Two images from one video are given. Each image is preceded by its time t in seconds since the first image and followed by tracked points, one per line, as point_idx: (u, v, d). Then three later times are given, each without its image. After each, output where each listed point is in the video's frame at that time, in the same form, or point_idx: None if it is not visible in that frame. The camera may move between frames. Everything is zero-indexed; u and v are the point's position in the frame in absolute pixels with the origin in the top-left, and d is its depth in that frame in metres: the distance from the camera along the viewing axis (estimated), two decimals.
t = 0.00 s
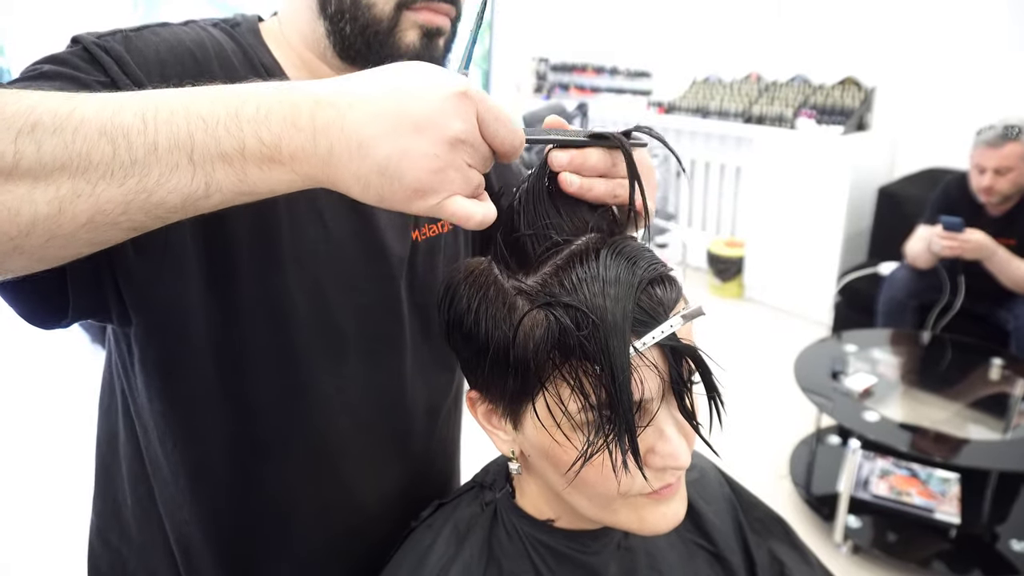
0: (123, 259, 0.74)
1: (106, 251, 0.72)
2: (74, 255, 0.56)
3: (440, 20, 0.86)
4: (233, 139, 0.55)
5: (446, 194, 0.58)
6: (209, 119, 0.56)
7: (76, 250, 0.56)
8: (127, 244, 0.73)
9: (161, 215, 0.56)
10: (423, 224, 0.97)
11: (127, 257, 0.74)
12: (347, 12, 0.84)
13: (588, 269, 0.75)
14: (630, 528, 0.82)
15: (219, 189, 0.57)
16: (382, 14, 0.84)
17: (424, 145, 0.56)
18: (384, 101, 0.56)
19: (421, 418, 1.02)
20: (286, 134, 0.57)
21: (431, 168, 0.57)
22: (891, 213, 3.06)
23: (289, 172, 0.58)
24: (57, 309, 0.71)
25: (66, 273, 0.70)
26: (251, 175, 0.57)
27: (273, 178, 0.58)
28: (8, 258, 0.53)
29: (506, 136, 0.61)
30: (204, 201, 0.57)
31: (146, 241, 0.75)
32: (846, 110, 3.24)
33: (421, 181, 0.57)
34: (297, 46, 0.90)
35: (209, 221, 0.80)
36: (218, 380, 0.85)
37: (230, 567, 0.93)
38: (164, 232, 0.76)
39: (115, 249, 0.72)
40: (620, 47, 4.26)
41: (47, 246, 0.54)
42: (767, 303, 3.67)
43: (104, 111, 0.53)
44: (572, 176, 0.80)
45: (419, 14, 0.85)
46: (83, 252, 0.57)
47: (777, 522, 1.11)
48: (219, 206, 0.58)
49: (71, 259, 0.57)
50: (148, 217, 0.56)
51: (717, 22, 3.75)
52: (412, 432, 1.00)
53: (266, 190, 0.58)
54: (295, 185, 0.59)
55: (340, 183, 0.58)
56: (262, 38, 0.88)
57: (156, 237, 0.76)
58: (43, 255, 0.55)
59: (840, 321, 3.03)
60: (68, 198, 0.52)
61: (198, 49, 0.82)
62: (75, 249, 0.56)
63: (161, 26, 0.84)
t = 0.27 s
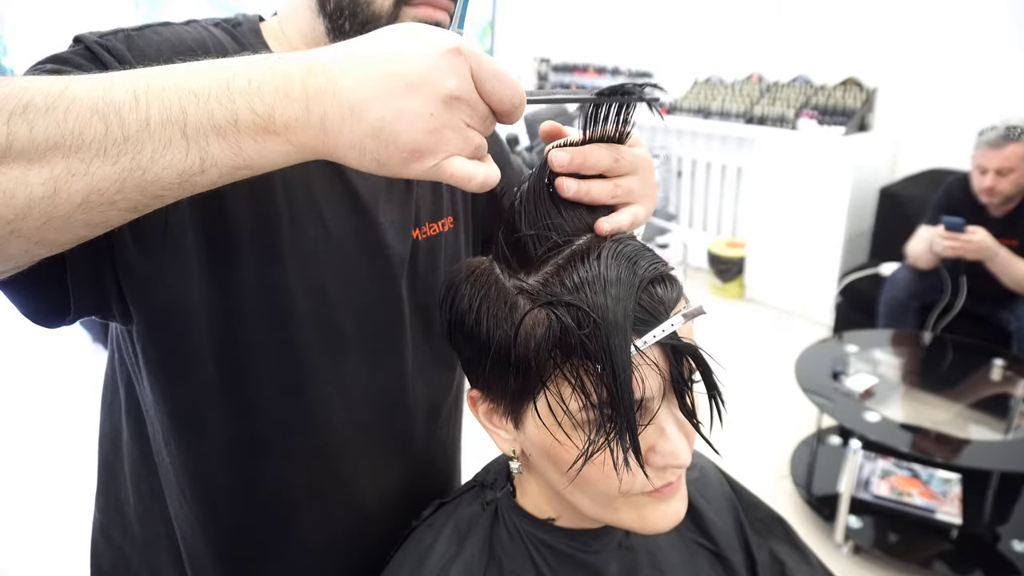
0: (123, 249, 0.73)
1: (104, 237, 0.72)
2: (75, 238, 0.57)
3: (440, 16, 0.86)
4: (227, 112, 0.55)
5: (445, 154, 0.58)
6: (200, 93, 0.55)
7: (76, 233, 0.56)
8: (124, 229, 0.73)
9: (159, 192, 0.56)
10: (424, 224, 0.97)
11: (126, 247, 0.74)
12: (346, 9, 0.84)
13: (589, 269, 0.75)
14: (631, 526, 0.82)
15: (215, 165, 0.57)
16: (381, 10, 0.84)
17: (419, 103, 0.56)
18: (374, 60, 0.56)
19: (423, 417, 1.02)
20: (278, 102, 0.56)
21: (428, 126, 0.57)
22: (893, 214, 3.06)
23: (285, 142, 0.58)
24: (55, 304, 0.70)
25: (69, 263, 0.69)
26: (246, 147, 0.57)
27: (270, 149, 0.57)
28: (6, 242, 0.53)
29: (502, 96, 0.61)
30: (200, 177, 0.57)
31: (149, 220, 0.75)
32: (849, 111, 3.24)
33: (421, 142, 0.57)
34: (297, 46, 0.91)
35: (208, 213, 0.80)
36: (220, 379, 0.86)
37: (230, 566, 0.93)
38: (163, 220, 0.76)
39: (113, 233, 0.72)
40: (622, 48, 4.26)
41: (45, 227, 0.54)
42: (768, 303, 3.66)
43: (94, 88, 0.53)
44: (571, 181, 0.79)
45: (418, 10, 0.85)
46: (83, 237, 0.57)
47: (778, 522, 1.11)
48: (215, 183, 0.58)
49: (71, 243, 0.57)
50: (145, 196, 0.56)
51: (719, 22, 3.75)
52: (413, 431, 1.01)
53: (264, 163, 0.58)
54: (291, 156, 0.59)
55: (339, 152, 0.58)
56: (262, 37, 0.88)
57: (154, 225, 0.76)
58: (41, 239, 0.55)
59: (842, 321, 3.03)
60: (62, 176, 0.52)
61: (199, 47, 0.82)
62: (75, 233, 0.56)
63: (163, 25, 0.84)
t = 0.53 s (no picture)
0: (119, 251, 0.73)
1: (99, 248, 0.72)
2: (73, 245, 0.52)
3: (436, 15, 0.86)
4: (222, 118, 0.52)
5: (445, 122, 0.55)
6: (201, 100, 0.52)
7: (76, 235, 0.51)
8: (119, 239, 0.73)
9: (157, 192, 0.51)
10: (420, 224, 0.98)
11: (123, 249, 0.73)
12: (344, 10, 0.83)
13: (584, 268, 0.75)
14: (627, 524, 0.82)
15: (212, 165, 0.52)
16: (379, 10, 0.83)
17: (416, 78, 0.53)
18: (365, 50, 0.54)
19: (421, 416, 1.02)
20: (274, 103, 0.53)
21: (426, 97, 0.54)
22: (889, 214, 3.07)
23: (285, 137, 0.53)
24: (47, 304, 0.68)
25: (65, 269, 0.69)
26: (245, 150, 0.52)
27: (269, 150, 0.53)
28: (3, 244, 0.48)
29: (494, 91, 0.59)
30: (200, 176, 0.52)
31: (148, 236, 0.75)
32: (844, 111, 3.25)
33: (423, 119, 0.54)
34: (293, 46, 0.90)
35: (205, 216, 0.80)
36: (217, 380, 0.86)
37: (229, 565, 0.93)
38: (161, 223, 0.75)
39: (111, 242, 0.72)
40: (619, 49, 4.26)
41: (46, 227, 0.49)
42: (765, 303, 3.67)
43: (68, 106, 0.48)
44: (567, 183, 0.79)
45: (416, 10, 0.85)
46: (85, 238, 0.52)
47: (774, 521, 1.11)
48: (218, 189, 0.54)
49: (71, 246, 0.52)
50: (143, 199, 0.51)
51: (716, 23, 3.75)
52: (411, 431, 1.01)
53: (262, 162, 0.53)
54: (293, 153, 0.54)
55: (343, 149, 0.54)
56: (257, 37, 0.88)
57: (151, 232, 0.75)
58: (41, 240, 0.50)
59: (839, 321, 3.03)
60: (61, 177, 0.48)
61: (195, 49, 0.83)
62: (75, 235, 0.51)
63: (159, 25, 0.84)
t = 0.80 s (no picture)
0: (95, 224, 0.73)
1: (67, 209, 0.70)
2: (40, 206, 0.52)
3: (440, 20, 0.86)
4: (193, 108, 0.53)
5: (419, 184, 0.58)
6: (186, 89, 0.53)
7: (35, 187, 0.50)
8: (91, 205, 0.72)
9: (110, 165, 0.51)
10: (421, 224, 0.98)
11: (99, 221, 0.73)
12: (347, 12, 0.84)
13: (585, 266, 0.75)
14: (627, 522, 0.82)
15: (172, 147, 0.53)
16: (382, 14, 0.83)
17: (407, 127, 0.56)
18: (374, 93, 0.57)
19: (421, 416, 1.02)
20: (243, 112, 0.55)
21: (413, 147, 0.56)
22: (888, 214, 3.07)
23: (257, 138, 0.55)
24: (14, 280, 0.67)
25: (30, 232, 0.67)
26: (209, 139, 0.54)
27: (238, 146, 0.55)
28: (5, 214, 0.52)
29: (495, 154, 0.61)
30: (155, 157, 0.53)
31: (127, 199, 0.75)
32: (843, 111, 3.25)
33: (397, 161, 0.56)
34: (296, 45, 0.90)
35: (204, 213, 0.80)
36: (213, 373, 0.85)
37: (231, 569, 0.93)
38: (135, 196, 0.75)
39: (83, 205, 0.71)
40: (618, 49, 4.26)
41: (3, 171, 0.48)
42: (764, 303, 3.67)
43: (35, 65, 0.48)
44: (564, 184, 0.79)
45: (419, 13, 0.85)
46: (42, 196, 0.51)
47: (773, 520, 1.11)
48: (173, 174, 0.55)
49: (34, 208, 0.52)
50: (93, 168, 0.51)
51: (715, 24, 3.75)
52: (410, 430, 1.01)
53: (228, 153, 0.55)
54: (255, 156, 0.56)
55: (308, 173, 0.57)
56: (260, 36, 0.88)
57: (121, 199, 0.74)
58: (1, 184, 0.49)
59: (838, 321, 3.03)
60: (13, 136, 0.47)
61: (199, 44, 0.83)
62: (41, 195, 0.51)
63: (166, 21, 0.84)
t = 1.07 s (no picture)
0: (88, 181, 0.71)
1: (60, 140, 0.67)
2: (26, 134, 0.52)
3: (442, 22, 0.85)
4: (186, 35, 0.53)
5: (386, 168, 0.57)
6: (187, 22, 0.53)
7: None
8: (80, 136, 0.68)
9: (98, 83, 0.51)
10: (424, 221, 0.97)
11: (92, 178, 0.71)
12: (348, 14, 0.84)
13: (588, 264, 0.75)
14: (629, 521, 0.82)
15: (163, 70, 0.52)
16: (382, 16, 0.83)
17: (401, 127, 0.56)
18: (378, 70, 0.57)
19: (422, 414, 1.02)
20: (237, 48, 0.55)
21: (398, 142, 0.56)
22: (889, 214, 3.06)
23: (250, 69, 0.55)
24: None
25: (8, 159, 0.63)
26: (202, 59, 0.54)
27: (229, 73, 0.54)
28: None
29: (459, 177, 0.60)
30: (145, 80, 0.52)
31: (112, 137, 0.72)
32: (845, 111, 3.24)
33: (379, 148, 0.56)
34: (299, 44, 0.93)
35: (207, 201, 0.80)
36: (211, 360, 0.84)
37: (229, 567, 0.92)
38: (129, 158, 0.74)
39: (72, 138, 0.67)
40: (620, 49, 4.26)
41: None
42: (765, 303, 3.67)
43: None
44: (554, 185, 0.81)
45: (421, 15, 0.84)
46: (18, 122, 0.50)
47: (774, 520, 1.11)
48: (159, 104, 0.54)
49: (16, 137, 0.52)
50: (79, 86, 0.50)
51: (716, 23, 3.75)
52: (409, 429, 1.00)
53: (217, 80, 0.54)
54: (249, 85, 0.55)
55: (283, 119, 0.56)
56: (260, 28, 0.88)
57: (114, 139, 0.72)
58: None
59: (838, 322, 3.03)
60: None
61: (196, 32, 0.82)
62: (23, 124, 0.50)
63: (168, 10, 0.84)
